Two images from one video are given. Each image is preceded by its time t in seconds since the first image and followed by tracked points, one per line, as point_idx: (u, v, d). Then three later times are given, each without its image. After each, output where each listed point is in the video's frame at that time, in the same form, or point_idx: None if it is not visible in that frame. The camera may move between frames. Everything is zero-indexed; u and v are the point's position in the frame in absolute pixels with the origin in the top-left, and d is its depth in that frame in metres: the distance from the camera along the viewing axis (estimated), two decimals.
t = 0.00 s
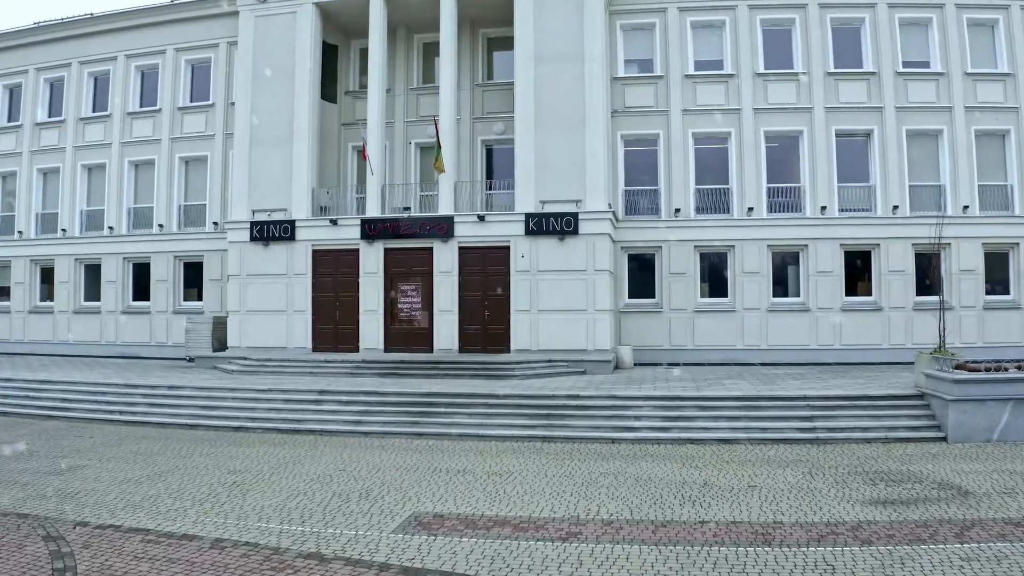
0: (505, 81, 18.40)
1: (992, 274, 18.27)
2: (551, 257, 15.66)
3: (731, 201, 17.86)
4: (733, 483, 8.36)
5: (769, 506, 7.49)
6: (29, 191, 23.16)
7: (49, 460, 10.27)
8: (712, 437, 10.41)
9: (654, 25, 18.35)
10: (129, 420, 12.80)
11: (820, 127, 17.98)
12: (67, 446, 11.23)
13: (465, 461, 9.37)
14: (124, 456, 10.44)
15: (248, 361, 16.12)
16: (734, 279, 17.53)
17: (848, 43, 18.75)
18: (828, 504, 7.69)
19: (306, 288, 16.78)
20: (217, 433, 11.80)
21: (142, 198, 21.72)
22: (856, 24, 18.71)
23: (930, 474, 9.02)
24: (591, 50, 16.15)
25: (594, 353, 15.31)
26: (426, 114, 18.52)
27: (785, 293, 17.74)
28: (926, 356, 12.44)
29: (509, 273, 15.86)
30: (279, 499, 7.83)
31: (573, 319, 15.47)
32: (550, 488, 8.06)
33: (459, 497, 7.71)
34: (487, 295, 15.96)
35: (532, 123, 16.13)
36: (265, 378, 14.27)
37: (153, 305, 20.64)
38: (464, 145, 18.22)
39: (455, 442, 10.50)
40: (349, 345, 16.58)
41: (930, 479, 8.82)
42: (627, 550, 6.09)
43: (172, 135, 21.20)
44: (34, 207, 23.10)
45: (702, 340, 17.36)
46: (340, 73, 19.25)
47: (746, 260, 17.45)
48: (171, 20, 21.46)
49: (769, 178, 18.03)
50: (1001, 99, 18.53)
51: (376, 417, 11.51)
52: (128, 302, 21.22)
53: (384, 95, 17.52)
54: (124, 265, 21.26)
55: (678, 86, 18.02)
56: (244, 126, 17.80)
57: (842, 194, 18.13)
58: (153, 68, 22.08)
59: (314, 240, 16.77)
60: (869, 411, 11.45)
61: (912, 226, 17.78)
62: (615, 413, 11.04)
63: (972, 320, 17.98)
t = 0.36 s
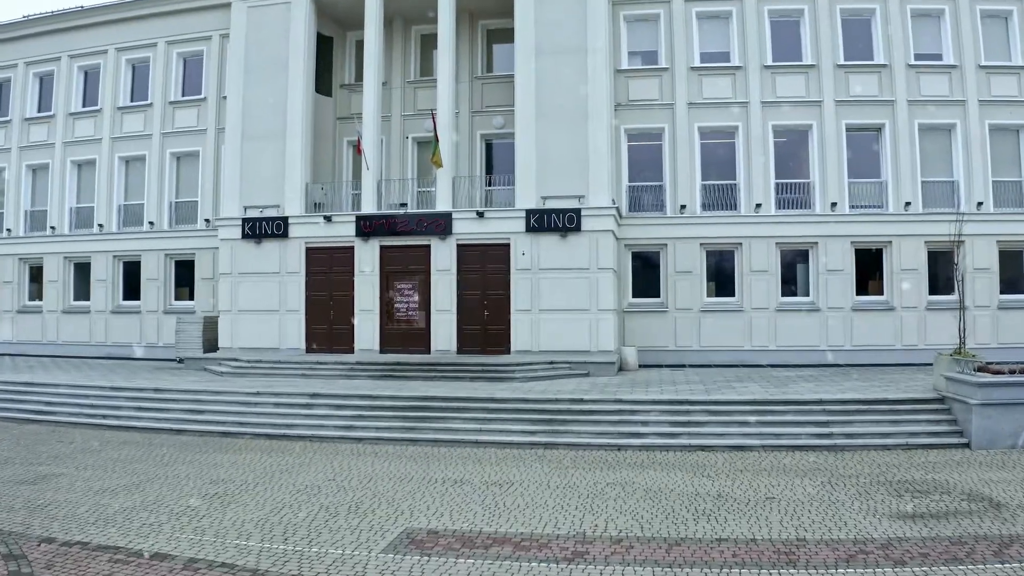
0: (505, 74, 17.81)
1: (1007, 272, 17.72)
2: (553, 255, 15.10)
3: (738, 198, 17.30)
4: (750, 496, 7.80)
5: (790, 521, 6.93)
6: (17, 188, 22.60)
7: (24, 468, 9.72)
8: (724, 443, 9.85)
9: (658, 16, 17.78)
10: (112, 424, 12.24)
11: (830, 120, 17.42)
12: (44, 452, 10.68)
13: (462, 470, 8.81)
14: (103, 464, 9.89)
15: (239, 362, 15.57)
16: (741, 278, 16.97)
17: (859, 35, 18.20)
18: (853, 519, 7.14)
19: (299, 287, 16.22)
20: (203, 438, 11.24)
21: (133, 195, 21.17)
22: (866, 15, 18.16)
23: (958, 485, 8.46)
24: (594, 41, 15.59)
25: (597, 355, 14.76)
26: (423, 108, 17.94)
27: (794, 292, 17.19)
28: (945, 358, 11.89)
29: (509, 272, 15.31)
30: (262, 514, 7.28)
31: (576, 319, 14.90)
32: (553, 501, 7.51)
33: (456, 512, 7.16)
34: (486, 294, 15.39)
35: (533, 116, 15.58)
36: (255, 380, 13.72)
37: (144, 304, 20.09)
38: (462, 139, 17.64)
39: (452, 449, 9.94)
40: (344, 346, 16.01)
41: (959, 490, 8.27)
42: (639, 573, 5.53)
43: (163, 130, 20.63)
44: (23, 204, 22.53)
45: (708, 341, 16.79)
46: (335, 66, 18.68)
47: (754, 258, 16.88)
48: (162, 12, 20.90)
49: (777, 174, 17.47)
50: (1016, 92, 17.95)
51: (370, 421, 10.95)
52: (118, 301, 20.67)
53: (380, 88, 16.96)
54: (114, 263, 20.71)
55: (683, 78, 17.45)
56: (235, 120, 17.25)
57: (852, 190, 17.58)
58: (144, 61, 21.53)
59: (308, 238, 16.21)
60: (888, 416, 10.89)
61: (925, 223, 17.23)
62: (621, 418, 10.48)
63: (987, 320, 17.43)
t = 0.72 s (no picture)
0: (506, 66, 17.20)
1: None
2: (555, 252, 14.54)
3: (746, 194, 16.71)
4: (769, 510, 7.25)
5: (815, 540, 6.38)
6: (5, 185, 22.04)
7: None
8: (737, 451, 9.30)
9: (663, 6, 17.21)
10: (93, 429, 11.70)
11: (840, 114, 16.88)
12: (19, 460, 10.13)
13: (460, 481, 8.26)
14: (80, 473, 9.35)
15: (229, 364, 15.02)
16: (749, 277, 16.42)
17: (869, 27, 17.65)
18: (883, 536, 6.59)
19: (292, 286, 15.67)
20: (188, 445, 10.69)
21: (122, 191, 20.60)
22: (877, 6, 17.61)
23: (990, 497, 7.92)
24: (597, 31, 15.03)
25: (601, 356, 14.19)
26: (420, 101, 17.35)
27: (803, 291, 16.63)
28: (966, 360, 11.34)
29: (509, 270, 14.74)
30: (242, 530, 6.72)
31: (579, 319, 14.33)
32: (557, 516, 6.95)
33: (452, 528, 6.60)
34: (486, 294, 14.82)
35: (534, 109, 15.03)
36: (245, 383, 13.16)
37: (133, 304, 19.52)
38: (460, 133, 17.03)
39: (449, 457, 9.39)
40: (338, 348, 15.42)
41: (992, 503, 7.73)
42: None
43: (153, 125, 20.07)
44: (11, 202, 21.97)
45: (715, 342, 16.21)
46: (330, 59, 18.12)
47: (763, 255, 16.31)
48: (153, 3, 20.33)
49: (786, 169, 16.91)
50: None
51: (363, 427, 10.39)
52: (108, 301, 20.11)
53: (375, 81, 16.38)
54: (103, 262, 20.15)
55: (688, 70, 16.87)
56: (226, 114, 16.70)
57: (864, 186, 17.03)
58: (134, 55, 20.98)
59: (301, 235, 15.65)
60: (908, 421, 10.34)
61: (938, 220, 16.67)
62: (627, 423, 9.92)
63: (1002, 320, 16.87)
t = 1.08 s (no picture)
0: (506, 58, 16.58)
1: None
2: (557, 250, 13.95)
3: (755, 191, 16.14)
4: (791, 528, 6.69)
5: (845, 563, 5.81)
6: None
7: None
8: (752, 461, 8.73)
9: None
10: (73, 436, 11.15)
11: (852, 108, 16.32)
12: None
13: (457, 494, 7.70)
14: (53, 484, 8.80)
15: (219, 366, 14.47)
16: (758, 276, 15.85)
17: (881, 18, 17.08)
18: (917, 557, 6.02)
19: (284, 286, 15.11)
20: (171, 453, 10.14)
21: (112, 188, 20.04)
22: None
23: None
24: (600, 21, 14.46)
25: (605, 359, 13.60)
26: (418, 94, 16.75)
27: (813, 291, 16.09)
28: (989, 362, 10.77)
29: (509, 269, 14.15)
30: (218, 551, 6.16)
31: (582, 320, 13.74)
32: (562, 535, 6.38)
33: (447, 549, 6.04)
34: (485, 294, 14.23)
35: (535, 102, 14.45)
36: (233, 387, 12.60)
37: (122, 304, 18.96)
38: (458, 128, 16.42)
39: (446, 467, 8.83)
40: (331, 349, 14.84)
41: None
42: None
43: (143, 120, 19.49)
44: None
45: (723, 343, 15.65)
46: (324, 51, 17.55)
47: (772, 254, 15.75)
48: None
49: (795, 165, 16.35)
50: None
51: (354, 434, 9.82)
52: (97, 301, 19.55)
53: (371, 74, 15.82)
54: (91, 260, 19.59)
55: (695, 62, 16.30)
56: (217, 108, 16.15)
57: (876, 182, 16.47)
58: (124, 48, 20.41)
59: (293, 233, 15.08)
60: (931, 428, 9.77)
61: (953, 217, 16.10)
62: (634, 431, 9.35)
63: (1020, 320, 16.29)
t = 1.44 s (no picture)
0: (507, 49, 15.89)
1: None
2: (560, 248, 13.36)
3: (765, 187, 15.58)
4: (817, 549, 6.12)
5: None
6: None
7: None
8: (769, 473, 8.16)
9: None
10: (51, 443, 10.60)
11: (864, 101, 15.76)
12: None
13: (453, 509, 7.13)
14: (23, 496, 8.24)
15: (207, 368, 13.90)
16: (767, 275, 15.28)
17: (893, 9, 16.52)
18: None
19: (275, 285, 14.54)
20: (152, 462, 9.58)
21: (100, 184, 19.47)
22: None
23: None
24: (604, 8, 13.87)
25: (609, 361, 13.02)
26: (415, 87, 16.14)
27: (824, 291, 15.54)
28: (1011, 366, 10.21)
29: (510, 268, 13.56)
30: None
31: (585, 321, 13.16)
32: (567, 557, 5.81)
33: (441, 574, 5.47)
34: (484, 293, 13.64)
35: (536, 95, 13.87)
36: (220, 391, 12.04)
37: (111, 304, 18.39)
38: (457, 122, 15.82)
39: (442, 478, 8.26)
40: (324, 351, 14.25)
41: None
42: None
43: (132, 114, 18.92)
44: None
45: (731, 345, 15.07)
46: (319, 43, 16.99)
47: (782, 252, 15.19)
48: None
49: (805, 160, 15.80)
50: None
51: (345, 442, 9.25)
52: (85, 301, 18.98)
53: (366, 65, 15.25)
54: (79, 259, 19.02)
55: (702, 53, 15.73)
56: (206, 100, 15.57)
57: (889, 178, 15.93)
58: (113, 41, 19.85)
59: (285, 230, 14.51)
60: (957, 435, 9.21)
61: (969, 213, 15.55)
62: (643, 438, 8.77)
63: None
